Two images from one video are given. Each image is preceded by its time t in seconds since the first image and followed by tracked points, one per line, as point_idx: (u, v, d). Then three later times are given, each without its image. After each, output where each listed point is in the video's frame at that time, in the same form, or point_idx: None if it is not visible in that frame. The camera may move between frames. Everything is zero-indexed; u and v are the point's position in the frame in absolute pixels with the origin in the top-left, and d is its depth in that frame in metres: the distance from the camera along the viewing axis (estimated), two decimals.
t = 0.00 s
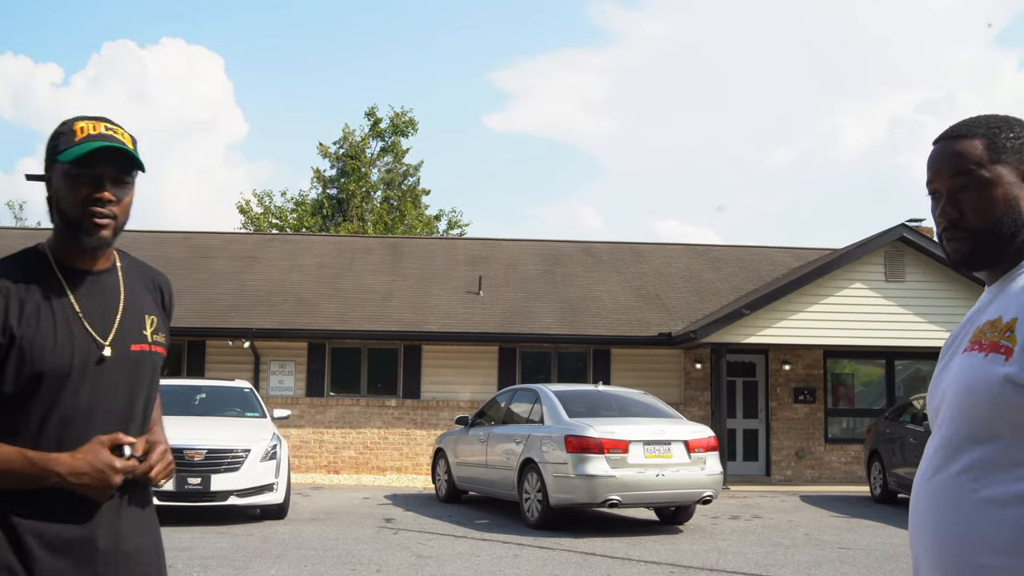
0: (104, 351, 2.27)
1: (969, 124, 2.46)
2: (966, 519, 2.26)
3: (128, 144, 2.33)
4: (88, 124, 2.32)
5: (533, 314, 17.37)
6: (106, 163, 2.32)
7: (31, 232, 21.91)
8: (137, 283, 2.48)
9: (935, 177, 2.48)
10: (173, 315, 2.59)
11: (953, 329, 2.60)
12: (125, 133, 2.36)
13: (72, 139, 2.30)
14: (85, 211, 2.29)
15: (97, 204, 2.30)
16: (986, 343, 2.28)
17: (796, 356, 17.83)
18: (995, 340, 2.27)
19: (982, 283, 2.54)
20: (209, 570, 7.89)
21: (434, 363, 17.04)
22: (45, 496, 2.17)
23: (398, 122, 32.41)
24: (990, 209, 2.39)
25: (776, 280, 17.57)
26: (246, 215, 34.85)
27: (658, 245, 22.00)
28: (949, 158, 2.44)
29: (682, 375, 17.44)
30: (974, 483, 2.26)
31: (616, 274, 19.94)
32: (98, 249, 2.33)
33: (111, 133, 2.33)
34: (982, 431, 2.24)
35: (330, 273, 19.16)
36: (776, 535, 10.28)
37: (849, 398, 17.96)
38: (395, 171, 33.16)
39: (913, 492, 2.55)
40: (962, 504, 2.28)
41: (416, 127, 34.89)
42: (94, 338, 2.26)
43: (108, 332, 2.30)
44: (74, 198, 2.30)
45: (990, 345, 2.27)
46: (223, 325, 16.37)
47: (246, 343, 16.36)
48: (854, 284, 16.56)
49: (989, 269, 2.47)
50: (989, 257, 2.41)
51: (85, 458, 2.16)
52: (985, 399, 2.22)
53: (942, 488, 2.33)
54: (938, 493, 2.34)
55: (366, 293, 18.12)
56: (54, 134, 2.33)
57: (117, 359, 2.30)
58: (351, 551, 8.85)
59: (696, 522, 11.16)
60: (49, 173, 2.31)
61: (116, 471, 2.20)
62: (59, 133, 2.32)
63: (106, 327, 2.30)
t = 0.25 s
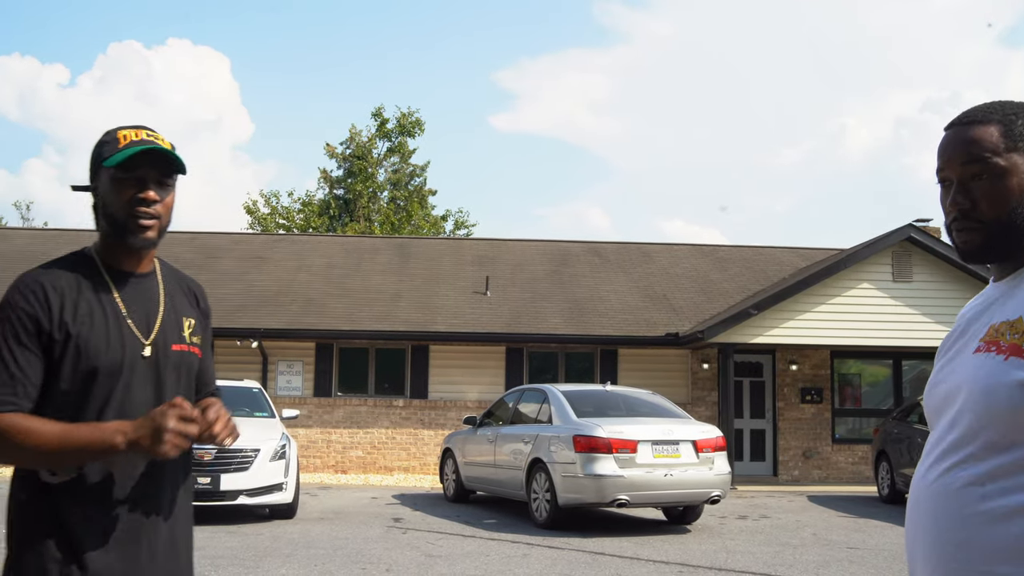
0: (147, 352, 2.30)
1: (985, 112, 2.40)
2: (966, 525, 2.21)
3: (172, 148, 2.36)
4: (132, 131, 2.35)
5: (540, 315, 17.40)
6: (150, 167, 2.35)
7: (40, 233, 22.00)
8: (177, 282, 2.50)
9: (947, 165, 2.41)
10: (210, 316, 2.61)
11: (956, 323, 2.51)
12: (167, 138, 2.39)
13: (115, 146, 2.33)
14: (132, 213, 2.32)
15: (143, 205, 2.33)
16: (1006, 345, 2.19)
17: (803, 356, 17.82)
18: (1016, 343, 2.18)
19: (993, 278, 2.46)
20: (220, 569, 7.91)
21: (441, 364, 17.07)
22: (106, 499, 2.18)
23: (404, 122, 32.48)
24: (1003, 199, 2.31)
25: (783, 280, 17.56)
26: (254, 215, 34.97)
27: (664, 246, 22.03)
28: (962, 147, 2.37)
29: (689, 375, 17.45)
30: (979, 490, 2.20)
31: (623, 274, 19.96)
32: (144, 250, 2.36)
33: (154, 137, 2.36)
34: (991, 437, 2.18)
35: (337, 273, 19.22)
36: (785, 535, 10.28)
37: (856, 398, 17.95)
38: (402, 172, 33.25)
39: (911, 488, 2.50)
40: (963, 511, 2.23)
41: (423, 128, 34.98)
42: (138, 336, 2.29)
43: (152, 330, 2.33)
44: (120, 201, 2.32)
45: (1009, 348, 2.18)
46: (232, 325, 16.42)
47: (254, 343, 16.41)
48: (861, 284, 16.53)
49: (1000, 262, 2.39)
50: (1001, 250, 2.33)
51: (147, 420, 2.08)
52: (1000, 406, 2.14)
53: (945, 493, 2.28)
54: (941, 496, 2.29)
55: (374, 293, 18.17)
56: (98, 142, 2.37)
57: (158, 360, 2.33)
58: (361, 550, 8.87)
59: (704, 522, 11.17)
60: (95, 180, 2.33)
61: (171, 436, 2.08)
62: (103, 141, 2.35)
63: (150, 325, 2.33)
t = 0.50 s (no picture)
0: (178, 357, 2.46)
1: (1004, 91, 2.41)
2: (983, 522, 2.18)
3: (212, 157, 2.46)
4: (174, 143, 2.48)
5: (546, 315, 17.41)
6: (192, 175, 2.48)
7: (47, 234, 22.07)
8: (215, 293, 2.65)
9: (964, 145, 2.41)
10: (247, 326, 2.75)
11: (966, 311, 2.51)
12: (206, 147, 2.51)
13: (159, 157, 2.46)
14: (175, 220, 2.45)
15: (186, 211, 2.45)
16: None
17: (809, 356, 17.82)
18: None
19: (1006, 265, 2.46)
20: (230, 568, 7.95)
21: (447, 364, 17.09)
22: (137, 490, 2.35)
23: (410, 123, 32.48)
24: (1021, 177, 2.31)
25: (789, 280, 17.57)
26: (259, 216, 35.01)
27: (670, 246, 22.03)
28: (981, 123, 2.38)
29: (695, 375, 17.46)
30: (1000, 486, 2.17)
31: (629, 274, 19.97)
32: (187, 254, 2.49)
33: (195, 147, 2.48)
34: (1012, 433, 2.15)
35: (343, 274, 19.24)
36: (792, 535, 10.30)
37: (862, 398, 17.94)
38: (407, 172, 33.27)
39: (921, 484, 2.45)
40: (983, 507, 2.19)
41: (428, 128, 34.98)
42: (171, 343, 2.46)
43: (184, 338, 2.49)
44: (163, 209, 2.45)
45: None
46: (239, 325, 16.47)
47: (261, 343, 16.45)
48: (868, 284, 16.54)
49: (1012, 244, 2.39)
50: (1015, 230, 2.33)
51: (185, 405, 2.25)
52: None
53: (964, 489, 2.24)
54: (958, 492, 2.26)
55: (380, 294, 18.19)
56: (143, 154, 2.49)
57: (188, 366, 2.49)
58: (369, 550, 8.91)
59: (711, 522, 11.18)
60: (140, 191, 2.47)
61: (213, 413, 2.24)
62: (147, 153, 2.48)
63: (183, 333, 2.49)
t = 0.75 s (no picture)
0: (198, 355, 2.51)
1: (1002, 85, 2.13)
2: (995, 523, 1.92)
3: (237, 157, 2.57)
4: (205, 147, 2.60)
5: (551, 315, 17.45)
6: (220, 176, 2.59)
7: (53, 234, 22.16)
8: (245, 296, 2.69)
9: (967, 148, 2.14)
10: (279, 331, 2.76)
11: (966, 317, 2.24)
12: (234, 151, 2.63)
13: (190, 159, 2.58)
14: (203, 218, 2.55)
15: (213, 209, 2.56)
16: None
17: (814, 356, 17.84)
18: None
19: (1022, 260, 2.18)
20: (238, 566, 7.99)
21: (453, 363, 17.12)
22: (148, 490, 2.41)
23: (414, 123, 32.54)
24: None
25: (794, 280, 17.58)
26: (264, 216, 35.10)
27: (675, 245, 22.05)
28: (979, 124, 2.11)
29: (700, 375, 17.49)
30: None
31: (634, 274, 20.00)
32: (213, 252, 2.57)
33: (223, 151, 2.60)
34: None
35: (349, 274, 19.29)
36: (797, 534, 10.31)
37: (867, 398, 17.94)
38: (412, 172, 33.33)
39: (925, 489, 2.16)
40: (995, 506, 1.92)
41: (433, 129, 35.05)
42: (190, 341, 2.51)
43: (203, 336, 2.54)
44: (192, 207, 2.56)
45: None
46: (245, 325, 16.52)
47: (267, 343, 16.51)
48: (872, 284, 16.54)
49: None
50: None
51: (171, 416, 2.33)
52: None
53: (974, 487, 1.97)
54: (967, 490, 1.99)
55: (386, 294, 18.24)
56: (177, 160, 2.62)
57: (206, 365, 2.53)
58: (376, 548, 8.94)
59: (717, 521, 11.19)
60: (172, 192, 2.59)
61: (188, 433, 2.31)
62: (180, 157, 2.61)
63: (201, 332, 2.54)
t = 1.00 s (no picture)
0: (189, 341, 2.53)
1: (975, 72, 1.85)
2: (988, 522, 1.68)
3: (242, 150, 2.58)
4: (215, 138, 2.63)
5: (556, 305, 17.47)
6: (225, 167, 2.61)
7: (58, 224, 22.19)
8: (248, 283, 2.67)
9: (941, 136, 1.86)
10: (288, 317, 2.70)
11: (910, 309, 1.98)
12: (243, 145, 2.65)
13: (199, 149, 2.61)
14: (202, 206, 2.57)
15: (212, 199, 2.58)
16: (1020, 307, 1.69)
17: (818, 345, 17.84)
18: None
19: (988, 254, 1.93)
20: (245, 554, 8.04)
21: (457, 353, 17.16)
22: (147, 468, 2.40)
23: (418, 113, 32.51)
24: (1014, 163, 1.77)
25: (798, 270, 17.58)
26: (268, 206, 35.12)
27: (679, 235, 22.04)
28: (952, 111, 1.83)
29: (704, 364, 17.51)
30: (1005, 472, 1.67)
31: (638, 263, 20.00)
32: (208, 242, 2.58)
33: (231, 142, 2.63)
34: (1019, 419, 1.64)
35: (353, 263, 19.32)
36: (801, 523, 10.34)
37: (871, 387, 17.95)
38: (416, 162, 33.33)
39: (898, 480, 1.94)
40: (988, 504, 1.68)
41: (437, 118, 35.01)
42: (181, 326, 2.53)
43: (195, 322, 2.55)
44: (194, 194, 2.58)
45: None
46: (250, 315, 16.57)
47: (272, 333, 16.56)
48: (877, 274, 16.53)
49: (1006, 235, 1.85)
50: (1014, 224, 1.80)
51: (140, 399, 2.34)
52: None
53: (959, 485, 1.72)
54: (953, 487, 1.73)
55: (390, 284, 18.27)
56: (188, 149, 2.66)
57: (199, 350, 2.54)
58: (382, 537, 9.00)
59: (721, 510, 11.23)
60: (177, 179, 2.62)
61: (141, 414, 2.29)
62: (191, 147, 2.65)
63: (194, 317, 2.55)
